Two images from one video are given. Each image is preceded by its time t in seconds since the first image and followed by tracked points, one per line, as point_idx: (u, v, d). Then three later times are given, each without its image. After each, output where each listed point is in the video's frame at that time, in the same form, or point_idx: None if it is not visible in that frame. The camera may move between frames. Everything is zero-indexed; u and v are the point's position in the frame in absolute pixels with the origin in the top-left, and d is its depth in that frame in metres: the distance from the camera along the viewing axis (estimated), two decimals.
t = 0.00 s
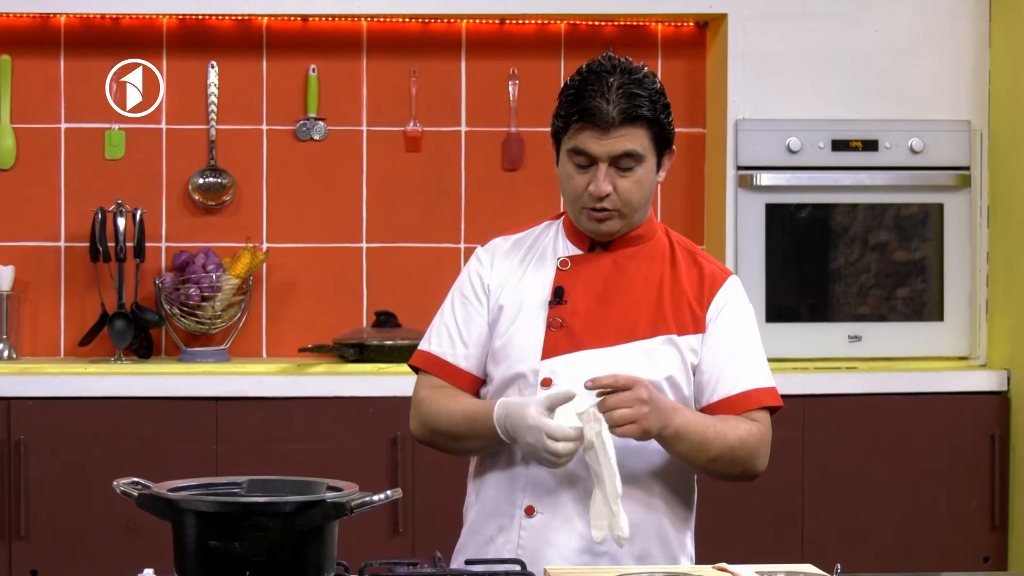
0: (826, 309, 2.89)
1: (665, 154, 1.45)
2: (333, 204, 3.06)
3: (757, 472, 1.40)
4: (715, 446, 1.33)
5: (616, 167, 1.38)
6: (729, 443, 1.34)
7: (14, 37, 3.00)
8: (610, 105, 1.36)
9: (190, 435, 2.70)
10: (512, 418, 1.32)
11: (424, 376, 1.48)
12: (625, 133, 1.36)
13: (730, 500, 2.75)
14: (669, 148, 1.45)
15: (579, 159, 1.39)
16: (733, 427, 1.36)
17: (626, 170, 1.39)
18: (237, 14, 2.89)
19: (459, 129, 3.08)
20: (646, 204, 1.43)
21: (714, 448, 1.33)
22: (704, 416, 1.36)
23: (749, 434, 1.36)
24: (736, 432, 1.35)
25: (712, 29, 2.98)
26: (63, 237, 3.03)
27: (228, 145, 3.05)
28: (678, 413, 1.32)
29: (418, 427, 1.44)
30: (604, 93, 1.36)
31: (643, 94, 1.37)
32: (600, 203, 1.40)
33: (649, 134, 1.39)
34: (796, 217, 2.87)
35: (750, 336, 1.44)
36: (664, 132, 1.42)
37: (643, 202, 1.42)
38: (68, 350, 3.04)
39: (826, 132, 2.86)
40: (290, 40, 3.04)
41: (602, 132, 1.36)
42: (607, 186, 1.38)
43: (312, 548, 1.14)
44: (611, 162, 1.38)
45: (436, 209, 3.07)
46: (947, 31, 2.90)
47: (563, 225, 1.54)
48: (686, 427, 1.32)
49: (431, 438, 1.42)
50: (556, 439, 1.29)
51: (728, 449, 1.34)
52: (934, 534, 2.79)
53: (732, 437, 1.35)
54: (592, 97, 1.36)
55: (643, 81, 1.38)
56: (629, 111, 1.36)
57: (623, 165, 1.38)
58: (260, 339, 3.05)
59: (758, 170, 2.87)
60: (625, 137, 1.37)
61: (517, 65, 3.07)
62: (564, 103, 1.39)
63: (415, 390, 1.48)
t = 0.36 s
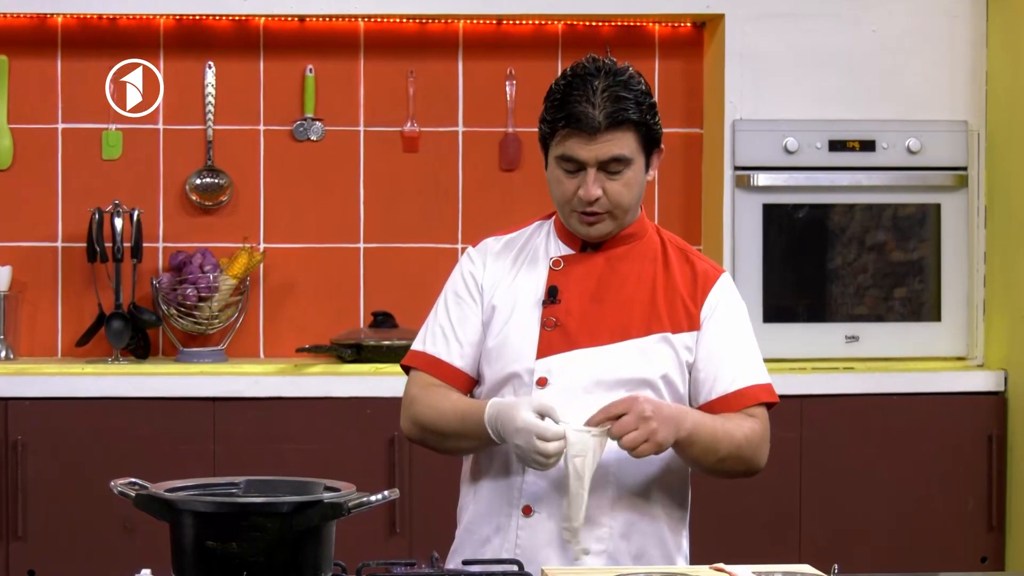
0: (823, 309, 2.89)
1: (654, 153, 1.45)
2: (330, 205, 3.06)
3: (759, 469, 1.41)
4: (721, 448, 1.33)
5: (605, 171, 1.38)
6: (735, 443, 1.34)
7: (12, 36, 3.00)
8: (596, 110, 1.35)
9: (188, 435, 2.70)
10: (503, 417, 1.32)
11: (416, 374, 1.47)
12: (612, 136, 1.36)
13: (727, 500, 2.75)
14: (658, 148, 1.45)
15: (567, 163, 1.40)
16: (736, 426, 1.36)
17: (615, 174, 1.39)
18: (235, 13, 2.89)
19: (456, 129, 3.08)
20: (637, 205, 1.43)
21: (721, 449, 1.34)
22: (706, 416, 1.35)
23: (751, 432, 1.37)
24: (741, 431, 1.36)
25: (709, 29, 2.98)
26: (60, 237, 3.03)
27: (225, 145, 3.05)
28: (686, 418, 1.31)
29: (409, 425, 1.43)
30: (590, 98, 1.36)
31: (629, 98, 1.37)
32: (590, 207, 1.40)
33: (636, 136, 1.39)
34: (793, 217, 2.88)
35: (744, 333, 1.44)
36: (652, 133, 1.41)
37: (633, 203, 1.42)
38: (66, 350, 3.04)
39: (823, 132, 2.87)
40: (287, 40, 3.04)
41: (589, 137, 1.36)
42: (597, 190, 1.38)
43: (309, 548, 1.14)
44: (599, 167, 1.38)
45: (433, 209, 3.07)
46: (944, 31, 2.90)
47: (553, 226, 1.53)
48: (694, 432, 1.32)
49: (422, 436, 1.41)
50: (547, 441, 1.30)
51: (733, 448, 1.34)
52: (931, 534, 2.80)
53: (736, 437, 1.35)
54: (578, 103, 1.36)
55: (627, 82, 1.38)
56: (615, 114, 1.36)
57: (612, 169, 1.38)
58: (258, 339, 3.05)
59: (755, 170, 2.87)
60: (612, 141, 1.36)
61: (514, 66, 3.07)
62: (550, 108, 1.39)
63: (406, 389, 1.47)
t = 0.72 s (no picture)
0: (823, 309, 2.89)
1: (653, 153, 1.45)
2: (330, 205, 3.06)
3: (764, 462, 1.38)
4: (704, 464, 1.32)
5: (606, 163, 1.38)
6: (721, 454, 1.33)
7: (12, 36, 3.00)
8: (599, 101, 1.36)
9: (188, 436, 2.70)
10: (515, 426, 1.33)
11: (413, 373, 1.47)
12: (614, 128, 1.37)
13: (727, 501, 2.75)
14: (657, 147, 1.45)
15: (569, 156, 1.39)
16: (724, 437, 1.34)
17: (616, 166, 1.39)
18: (235, 14, 2.89)
19: (456, 130, 3.08)
20: (637, 201, 1.43)
21: (704, 465, 1.32)
22: (690, 431, 1.34)
23: (743, 439, 1.34)
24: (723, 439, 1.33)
25: (709, 30, 2.98)
26: (61, 238, 3.03)
27: (225, 146, 3.05)
28: (661, 441, 1.31)
29: (407, 424, 1.42)
30: (593, 90, 1.37)
31: (632, 90, 1.38)
32: (590, 200, 1.40)
33: (637, 129, 1.39)
34: (793, 218, 2.88)
35: (743, 326, 1.43)
36: (652, 129, 1.42)
37: (633, 199, 1.42)
38: (66, 351, 3.04)
39: (823, 132, 2.87)
40: (287, 40, 3.04)
41: (591, 127, 1.36)
42: (598, 181, 1.38)
43: (309, 548, 1.14)
44: (601, 158, 1.38)
45: (433, 209, 3.07)
46: (943, 31, 2.90)
47: (551, 226, 1.54)
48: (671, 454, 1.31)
49: (416, 435, 1.40)
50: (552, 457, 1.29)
51: (720, 461, 1.33)
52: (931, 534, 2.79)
53: (722, 450, 1.33)
54: (581, 94, 1.37)
55: (629, 77, 1.39)
56: (618, 106, 1.36)
57: (613, 161, 1.38)
58: (258, 339, 3.05)
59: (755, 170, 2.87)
60: (614, 132, 1.37)
61: (514, 66, 3.07)
62: (552, 101, 1.40)
63: (402, 388, 1.47)
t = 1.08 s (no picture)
0: (824, 309, 2.89)
1: (650, 153, 1.45)
2: (331, 205, 3.06)
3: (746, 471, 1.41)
4: (687, 475, 1.35)
5: (602, 164, 1.38)
6: (706, 467, 1.35)
7: (13, 37, 3.00)
8: (592, 102, 1.36)
9: (189, 435, 2.70)
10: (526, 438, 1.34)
11: (415, 379, 1.49)
12: (609, 128, 1.37)
13: (728, 501, 2.75)
14: (654, 147, 1.45)
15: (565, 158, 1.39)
16: (712, 452, 1.35)
17: (613, 167, 1.38)
18: (236, 14, 2.89)
19: (457, 130, 3.08)
20: (636, 200, 1.42)
21: (687, 475, 1.35)
22: (682, 437, 1.35)
23: (730, 454, 1.36)
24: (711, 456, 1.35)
25: (710, 30, 2.98)
26: (61, 238, 3.03)
27: (226, 146, 3.05)
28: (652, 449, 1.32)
29: (413, 433, 1.44)
30: (586, 92, 1.37)
31: (626, 91, 1.37)
32: (587, 201, 1.40)
33: (633, 130, 1.39)
34: (794, 218, 2.87)
35: (744, 329, 1.44)
36: (649, 129, 1.42)
37: (631, 199, 1.42)
38: (67, 351, 3.04)
39: (825, 132, 2.87)
40: (288, 40, 3.04)
41: (586, 129, 1.36)
42: (594, 182, 1.38)
43: (310, 548, 1.14)
44: (596, 160, 1.38)
45: (434, 209, 3.07)
46: (945, 32, 2.90)
47: (554, 227, 1.53)
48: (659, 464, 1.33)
49: (421, 445, 1.42)
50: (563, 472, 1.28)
51: (702, 473, 1.36)
52: (932, 534, 2.79)
53: (707, 463, 1.35)
54: (575, 96, 1.37)
55: (623, 79, 1.39)
56: (612, 107, 1.37)
57: (609, 162, 1.38)
58: (259, 339, 3.06)
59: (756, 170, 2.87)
60: (609, 132, 1.37)
61: (515, 66, 3.07)
62: (546, 104, 1.40)
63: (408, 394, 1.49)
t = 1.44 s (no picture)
0: (825, 309, 2.89)
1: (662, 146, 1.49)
2: (332, 205, 3.06)
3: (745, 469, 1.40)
4: (689, 468, 1.34)
5: (619, 130, 1.41)
6: (707, 460, 1.34)
7: (14, 37, 3.00)
8: (615, 69, 1.42)
9: (190, 436, 2.70)
10: (530, 438, 1.33)
11: (415, 382, 1.49)
12: (629, 94, 1.41)
13: (729, 501, 2.75)
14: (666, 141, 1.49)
15: (582, 125, 1.43)
16: (712, 444, 1.35)
17: (629, 134, 1.41)
18: (237, 13, 2.89)
19: (458, 130, 3.08)
20: (647, 177, 1.44)
21: (688, 470, 1.34)
22: (681, 432, 1.35)
23: (730, 448, 1.36)
24: (712, 445, 1.35)
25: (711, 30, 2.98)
26: (62, 238, 3.03)
27: (228, 145, 3.05)
28: (652, 442, 1.32)
29: (414, 436, 1.43)
30: (608, 62, 1.43)
31: (647, 67, 1.43)
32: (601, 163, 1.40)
33: (650, 105, 1.43)
34: (795, 218, 2.87)
35: (745, 328, 1.44)
36: (664, 114, 1.46)
37: (643, 174, 1.43)
38: (67, 351, 3.03)
39: (826, 132, 2.87)
40: (290, 40, 3.04)
41: (606, 92, 1.41)
42: (610, 142, 1.39)
43: (311, 548, 1.14)
44: (613, 123, 1.41)
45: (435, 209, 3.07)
46: (945, 32, 2.90)
47: (561, 225, 1.54)
48: (661, 456, 1.32)
49: (422, 449, 1.42)
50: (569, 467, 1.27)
51: (703, 467, 1.34)
52: (933, 535, 2.79)
53: (708, 456, 1.34)
54: (598, 64, 1.43)
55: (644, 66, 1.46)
56: (633, 77, 1.42)
57: (625, 129, 1.41)
58: (260, 339, 3.06)
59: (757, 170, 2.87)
60: (628, 98, 1.41)
61: (516, 66, 3.07)
62: (568, 79, 1.46)
63: (408, 396, 1.49)
